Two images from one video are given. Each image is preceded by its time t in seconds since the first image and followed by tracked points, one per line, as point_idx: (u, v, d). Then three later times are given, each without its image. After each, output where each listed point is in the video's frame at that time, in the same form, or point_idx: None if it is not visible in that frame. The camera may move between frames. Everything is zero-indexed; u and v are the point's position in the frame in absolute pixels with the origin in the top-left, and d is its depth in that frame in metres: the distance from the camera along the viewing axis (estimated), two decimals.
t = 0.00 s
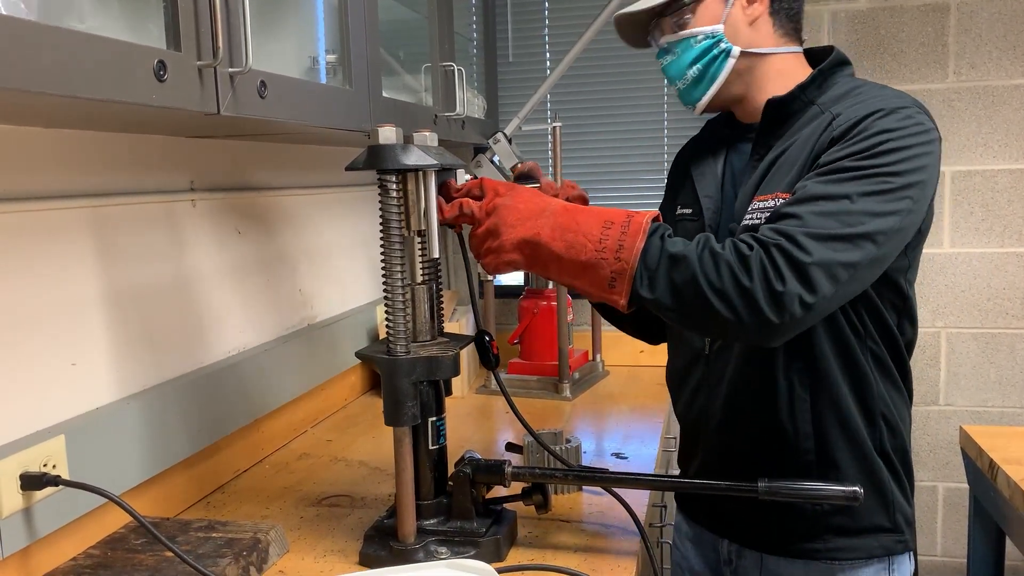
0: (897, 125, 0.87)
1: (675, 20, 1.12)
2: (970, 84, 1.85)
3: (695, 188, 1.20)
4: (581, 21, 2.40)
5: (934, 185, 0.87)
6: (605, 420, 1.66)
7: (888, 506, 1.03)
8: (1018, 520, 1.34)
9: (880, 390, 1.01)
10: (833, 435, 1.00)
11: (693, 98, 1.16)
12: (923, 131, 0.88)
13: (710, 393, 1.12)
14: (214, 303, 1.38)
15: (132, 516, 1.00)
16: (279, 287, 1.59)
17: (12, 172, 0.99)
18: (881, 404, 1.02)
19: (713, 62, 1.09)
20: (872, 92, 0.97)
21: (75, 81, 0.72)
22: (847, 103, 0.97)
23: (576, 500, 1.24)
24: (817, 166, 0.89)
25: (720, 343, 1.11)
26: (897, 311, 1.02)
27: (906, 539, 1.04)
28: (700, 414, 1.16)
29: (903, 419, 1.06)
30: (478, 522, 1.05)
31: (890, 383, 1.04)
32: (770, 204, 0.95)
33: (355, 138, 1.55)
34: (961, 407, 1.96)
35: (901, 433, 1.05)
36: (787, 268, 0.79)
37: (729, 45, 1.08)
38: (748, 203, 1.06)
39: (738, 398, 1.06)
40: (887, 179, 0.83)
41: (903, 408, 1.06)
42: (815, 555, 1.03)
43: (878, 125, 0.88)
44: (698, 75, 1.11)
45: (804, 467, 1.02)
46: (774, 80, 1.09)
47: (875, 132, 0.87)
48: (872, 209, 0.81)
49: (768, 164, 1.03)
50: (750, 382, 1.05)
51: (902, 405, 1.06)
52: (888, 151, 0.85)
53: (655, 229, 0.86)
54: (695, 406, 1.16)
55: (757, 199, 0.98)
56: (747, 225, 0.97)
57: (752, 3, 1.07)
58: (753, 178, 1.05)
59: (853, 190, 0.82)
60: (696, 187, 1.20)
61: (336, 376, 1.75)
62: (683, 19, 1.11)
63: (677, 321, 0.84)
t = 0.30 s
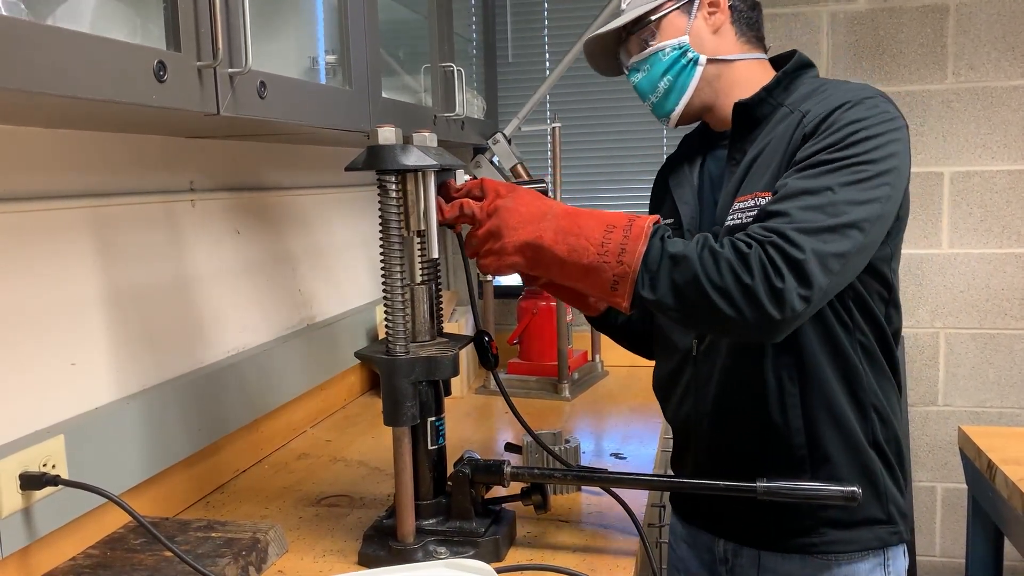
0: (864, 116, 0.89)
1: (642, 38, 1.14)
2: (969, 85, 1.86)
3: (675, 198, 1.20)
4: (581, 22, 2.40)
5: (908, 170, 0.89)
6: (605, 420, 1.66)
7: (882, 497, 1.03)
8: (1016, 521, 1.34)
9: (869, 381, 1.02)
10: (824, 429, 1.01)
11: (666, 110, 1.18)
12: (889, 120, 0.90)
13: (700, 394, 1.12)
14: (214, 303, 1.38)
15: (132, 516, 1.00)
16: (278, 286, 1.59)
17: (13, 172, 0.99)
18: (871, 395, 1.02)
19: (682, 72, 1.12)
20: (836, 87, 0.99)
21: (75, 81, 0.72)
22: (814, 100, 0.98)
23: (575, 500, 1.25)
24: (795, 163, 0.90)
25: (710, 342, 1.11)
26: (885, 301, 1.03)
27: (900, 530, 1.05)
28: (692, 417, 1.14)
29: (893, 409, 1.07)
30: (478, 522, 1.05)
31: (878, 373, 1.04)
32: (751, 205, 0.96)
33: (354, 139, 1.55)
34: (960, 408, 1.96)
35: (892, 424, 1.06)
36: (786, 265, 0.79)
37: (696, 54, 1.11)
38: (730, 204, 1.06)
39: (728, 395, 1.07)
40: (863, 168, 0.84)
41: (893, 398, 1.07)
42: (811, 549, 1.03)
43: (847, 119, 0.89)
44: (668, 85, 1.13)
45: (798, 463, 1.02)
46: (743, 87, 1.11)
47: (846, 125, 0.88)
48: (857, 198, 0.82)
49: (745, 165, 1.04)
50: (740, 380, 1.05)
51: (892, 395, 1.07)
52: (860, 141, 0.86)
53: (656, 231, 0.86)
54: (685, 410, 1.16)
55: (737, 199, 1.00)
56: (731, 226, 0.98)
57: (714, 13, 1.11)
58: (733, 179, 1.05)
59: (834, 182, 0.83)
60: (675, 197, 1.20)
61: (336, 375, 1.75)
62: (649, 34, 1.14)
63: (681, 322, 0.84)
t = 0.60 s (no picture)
0: (852, 122, 0.90)
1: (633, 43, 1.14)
2: (969, 86, 1.86)
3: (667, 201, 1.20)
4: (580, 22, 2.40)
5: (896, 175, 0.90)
6: (603, 420, 1.66)
7: (872, 496, 1.04)
8: (1015, 521, 1.34)
9: (860, 379, 1.02)
10: (814, 428, 1.01)
11: (659, 113, 1.18)
12: (876, 125, 0.90)
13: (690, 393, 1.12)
14: (213, 302, 1.38)
15: (130, 515, 1.00)
16: (277, 285, 1.59)
17: (12, 170, 0.99)
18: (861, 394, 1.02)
19: (675, 75, 1.12)
20: (823, 91, 0.99)
21: (75, 79, 0.72)
22: (802, 103, 0.99)
23: (573, 499, 1.25)
24: (786, 169, 0.91)
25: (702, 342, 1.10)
26: (875, 299, 1.04)
27: (889, 528, 1.05)
28: (685, 415, 1.13)
29: (883, 408, 1.07)
30: (476, 521, 1.05)
31: (869, 372, 1.04)
32: (741, 208, 0.97)
33: (353, 138, 1.55)
34: (959, 408, 1.96)
35: (882, 422, 1.06)
36: (783, 276, 0.80)
37: (687, 57, 1.11)
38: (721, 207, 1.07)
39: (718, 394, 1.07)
40: (854, 175, 0.84)
41: (883, 397, 1.07)
42: (803, 547, 1.04)
43: (836, 125, 0.90)
44: (661, 89, 1.13)
45: (789, 462, 1.02)
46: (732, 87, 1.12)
47: (836, 132, 0.89)
48: (848, 206, 0.83)
49: (735, 169, 1.05)
50: (732, 379, 1.05)
51: (882, 393, 1.07)
52: (849, 148, 0.86)
53: (658, 240, 0.86)
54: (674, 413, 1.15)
55: (727, 203, 1.00)
56: (722, 229, 0.99)
57: (704, 17, 1.11)
58: (724, 182, 1.06)
59: (826, 190, 0.83)
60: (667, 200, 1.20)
61: (335, 375, 1.75)
62: (640, 39, 1.14)
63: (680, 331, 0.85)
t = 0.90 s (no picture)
0: (854, 125, 0.90)
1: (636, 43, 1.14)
2: (971, 86, 1.86)
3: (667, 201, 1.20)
4: (582, 22, 2.40)
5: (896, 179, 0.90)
6: (605, 420, 1.66)
7: (870, 495, 1.04)
8: (1017, 521, 1.34)
9: (859, 380, 1.02)
10: (813, 428, 1.01)
11: (660, 115, 1.18)
12: (877, 128, 0.90)
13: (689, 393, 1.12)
14: (215, 301, 1.38)
15: (132, 514, 1.00)
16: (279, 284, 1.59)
17: (14, 169, 0.99)
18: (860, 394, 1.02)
19: (679, 76, 1.12)
20: (823, 93, 0.99)
21: (79, 77, 0.72)
22: (803, 105, 0.99)
23: (575, 499, 1.24)
24: (788, 172, 0.91)
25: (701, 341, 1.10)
26: (874, 300, 1.04)
27: (887, 527, 1.05)
28: (686, 414, 1.13)
29: (882, 408, 1.07)
30: (479, 521, 1.05)
31: (867, 372, 1.04)
32: (741, 209, 0.98)
33: (354, 138, 1.55)
34: (961, 408, 1.96)
35: (880, 422, 1.06)
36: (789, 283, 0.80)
37: (691, 58, 1.11)
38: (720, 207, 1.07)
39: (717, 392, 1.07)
40: (857, 179, 0.85)
41: (882, 398, 1.07)
42: (801, 545, 1.04)
43: (839, 128, 0.90)
44: (664, 90, 1.13)
45: (788, 463, 1.02)
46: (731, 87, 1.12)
47: (838, 135, 0.89)
48: (852, 211, 0.83)
49: (735, 170, 1.04)
50: (732, 380, 1.05)
51: (880, 394, 1.07)
52: (852, 152, 0.87)
53: (666, 242, 0.86)
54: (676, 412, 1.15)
55: (728, 203, 1.00)
56: (722, 229, 0.99)
57: (707, 17, 1.12)
58: (724, 182, 1.06)
59: (830, 196, 0.83)
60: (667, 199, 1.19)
61: (336, 374, 1.74)
62: (643, 39, 1.13)
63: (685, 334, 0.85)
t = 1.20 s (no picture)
0: (862, 131, 0.90)
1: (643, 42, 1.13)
2: (972, 86, 1.85)
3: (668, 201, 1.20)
4: (582, 22, 2.40)
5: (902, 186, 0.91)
6: (605, 421, 1.66)
7: (870, 500, 1.03)
8: (1018, 521, 1.34)
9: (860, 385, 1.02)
10: (811, 431, 1.01)
11: (666, 116, 1.18)
12: (883, 133, 0.91)
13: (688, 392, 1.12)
14: (216, 302, 1.38)
15: (133, 514, 1.00)
16: (280, 285, 1.59)
17: (15, 170, 0.99)
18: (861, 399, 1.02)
19: (686, 78, 1.11)
20: (827, 96, 1.00)
21: (81, 78, 0.72)
22: (808, 108, 0.99)
23: (576, 500, 1.24)
24: (798, 178, 0.91)
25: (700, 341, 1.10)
26: (876, 304, 1.04)
27: (887, 533, 1.04)
28: (686, 416, 1.13)
29: (883, 414, 1.07)
30: (480, 521, 1.05)
31: (868, 377, 1.04)
32: (744, 214, 0.99)
33: (354, 139, 1.55)
34: (962, 409, 1.96)
35: (881, 427, 1.06)
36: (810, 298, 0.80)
37: (700, 61, 1.11)
38: (721, 209, 1.07)
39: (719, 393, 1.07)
40: (869, 189, 0.85)
41: (883, 403, 1.07)
42: (799, 549, 1.03)
43: (848, 135, 0.90)
44: (671, 92, 1.13)
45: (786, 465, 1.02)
46: (736, 88, 1.12)
47: (848, 142, 0.89)
48: (866, 222, 0.84)
49: (738, 172, 1.04)
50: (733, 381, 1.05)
51: (881, 399, 1.07)
52: (863, 161, 0.87)
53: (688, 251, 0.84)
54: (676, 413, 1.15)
55: (730, 206, 1.01)
56: (723, 233, 1.01)
57: (716, 18, 1.12)
58: (725, 183, 1.06)
59: (845, 207, 0.84)
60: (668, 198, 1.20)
61: (337, 375, 1.74)
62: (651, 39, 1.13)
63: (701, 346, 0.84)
